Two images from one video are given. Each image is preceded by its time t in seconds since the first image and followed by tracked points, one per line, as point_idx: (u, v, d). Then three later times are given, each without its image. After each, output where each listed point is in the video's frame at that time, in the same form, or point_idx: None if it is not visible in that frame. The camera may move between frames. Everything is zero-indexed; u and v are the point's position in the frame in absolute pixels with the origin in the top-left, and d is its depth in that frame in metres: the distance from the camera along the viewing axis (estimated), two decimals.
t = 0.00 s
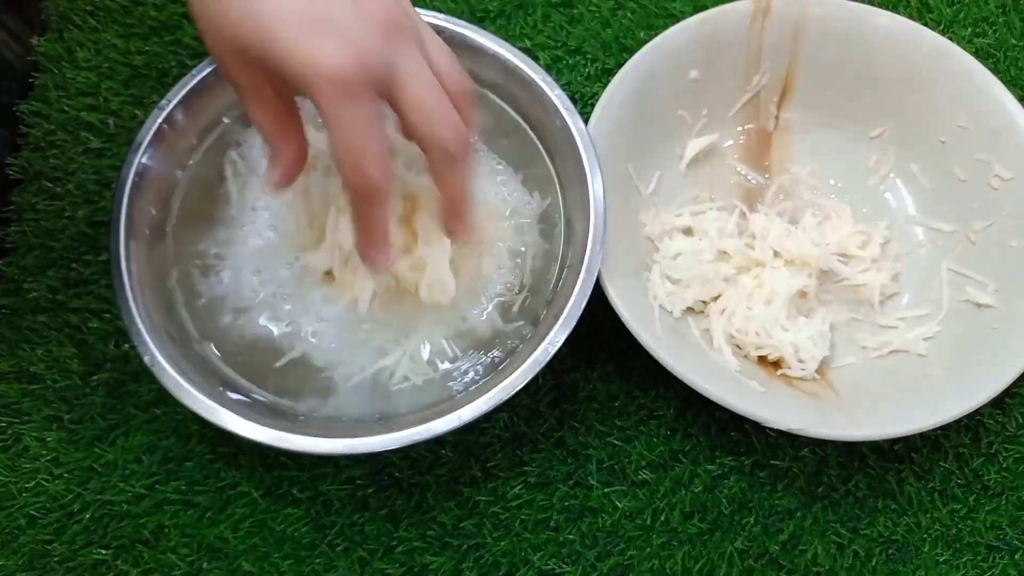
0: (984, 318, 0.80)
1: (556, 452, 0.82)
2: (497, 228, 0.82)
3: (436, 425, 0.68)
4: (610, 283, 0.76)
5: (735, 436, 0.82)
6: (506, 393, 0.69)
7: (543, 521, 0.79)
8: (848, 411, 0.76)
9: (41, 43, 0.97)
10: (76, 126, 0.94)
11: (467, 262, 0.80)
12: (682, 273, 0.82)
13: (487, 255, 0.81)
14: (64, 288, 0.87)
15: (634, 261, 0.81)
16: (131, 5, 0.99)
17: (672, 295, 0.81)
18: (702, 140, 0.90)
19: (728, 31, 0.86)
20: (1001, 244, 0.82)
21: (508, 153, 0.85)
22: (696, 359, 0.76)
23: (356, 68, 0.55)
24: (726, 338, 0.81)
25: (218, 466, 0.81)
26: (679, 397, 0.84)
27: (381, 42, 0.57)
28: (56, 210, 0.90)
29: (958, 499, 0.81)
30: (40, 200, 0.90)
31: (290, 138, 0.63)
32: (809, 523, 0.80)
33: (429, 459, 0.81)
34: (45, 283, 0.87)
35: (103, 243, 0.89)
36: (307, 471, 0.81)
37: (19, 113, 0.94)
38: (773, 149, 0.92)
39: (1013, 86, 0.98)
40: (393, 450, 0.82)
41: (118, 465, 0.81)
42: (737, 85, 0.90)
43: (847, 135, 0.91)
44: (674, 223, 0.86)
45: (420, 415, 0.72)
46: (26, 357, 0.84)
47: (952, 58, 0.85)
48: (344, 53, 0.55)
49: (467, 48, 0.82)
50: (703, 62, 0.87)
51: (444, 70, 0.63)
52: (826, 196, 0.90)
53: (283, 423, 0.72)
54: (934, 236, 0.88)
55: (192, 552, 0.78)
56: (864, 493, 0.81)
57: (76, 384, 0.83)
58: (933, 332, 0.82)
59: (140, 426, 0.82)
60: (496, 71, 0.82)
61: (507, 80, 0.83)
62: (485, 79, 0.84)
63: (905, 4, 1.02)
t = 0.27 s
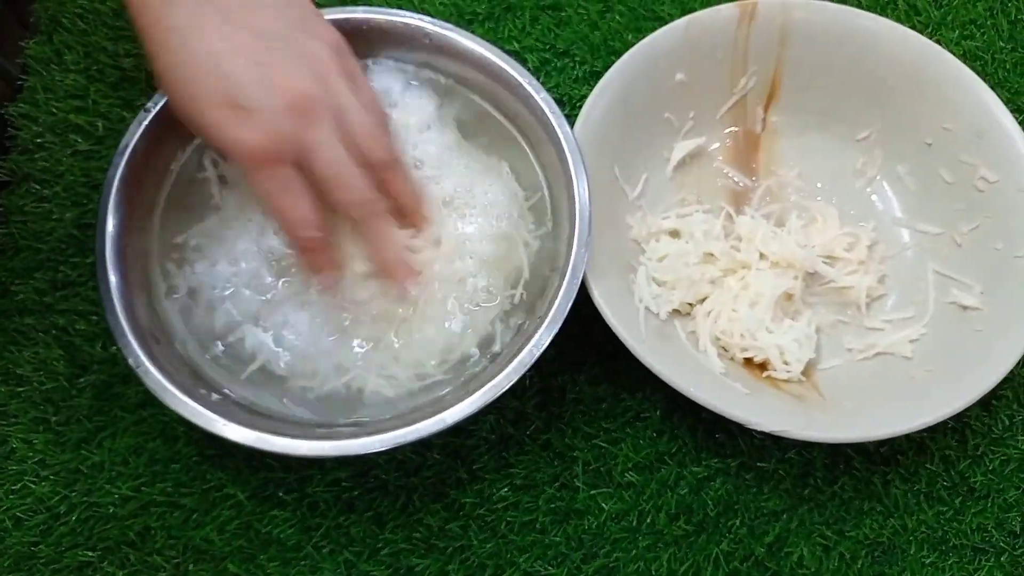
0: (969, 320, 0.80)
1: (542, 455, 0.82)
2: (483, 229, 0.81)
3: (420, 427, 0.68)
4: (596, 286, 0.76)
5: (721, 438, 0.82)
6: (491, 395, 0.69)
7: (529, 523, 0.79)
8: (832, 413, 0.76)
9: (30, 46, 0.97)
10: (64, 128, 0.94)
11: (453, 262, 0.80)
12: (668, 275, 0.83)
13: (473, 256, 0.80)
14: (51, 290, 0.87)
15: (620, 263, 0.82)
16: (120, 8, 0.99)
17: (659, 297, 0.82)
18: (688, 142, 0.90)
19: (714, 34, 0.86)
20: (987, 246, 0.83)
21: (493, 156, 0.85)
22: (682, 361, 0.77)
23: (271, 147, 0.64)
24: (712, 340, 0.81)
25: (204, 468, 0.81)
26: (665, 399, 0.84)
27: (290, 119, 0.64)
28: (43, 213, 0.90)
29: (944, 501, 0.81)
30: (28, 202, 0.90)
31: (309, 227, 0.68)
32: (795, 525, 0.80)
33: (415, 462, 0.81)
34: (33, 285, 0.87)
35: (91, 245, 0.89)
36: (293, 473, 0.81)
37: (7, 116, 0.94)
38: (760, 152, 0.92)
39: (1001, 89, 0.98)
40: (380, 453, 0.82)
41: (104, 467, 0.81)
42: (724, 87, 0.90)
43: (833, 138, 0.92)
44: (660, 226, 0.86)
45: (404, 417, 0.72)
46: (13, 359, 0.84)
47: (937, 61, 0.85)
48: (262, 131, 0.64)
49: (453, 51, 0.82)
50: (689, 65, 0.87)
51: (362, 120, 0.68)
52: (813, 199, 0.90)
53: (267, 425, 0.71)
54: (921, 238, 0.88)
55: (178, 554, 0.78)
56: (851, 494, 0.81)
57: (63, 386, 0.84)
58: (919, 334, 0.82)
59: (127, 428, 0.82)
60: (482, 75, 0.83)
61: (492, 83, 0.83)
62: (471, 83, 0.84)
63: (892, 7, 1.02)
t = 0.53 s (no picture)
0: (960, 324, 0.81)
1: (534, 456, 0.82)
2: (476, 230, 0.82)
3: (410, 426, 0.68)
4: (587, 287, 0.77)
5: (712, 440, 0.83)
6: (481, 394, 0.70)
7: (520, 524, 0.80)
8: (823, 415, 0.76)
9: (28, 46, 0.97)
10: (62, 128, 0.94)
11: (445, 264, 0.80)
12: (660, 277, 0.83)
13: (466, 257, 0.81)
14: (47, 289, 0.88)
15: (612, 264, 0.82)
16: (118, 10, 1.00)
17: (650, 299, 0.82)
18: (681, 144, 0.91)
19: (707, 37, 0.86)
20: (978, 250, 0.83)
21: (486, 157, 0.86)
22: (673, 363, 0.77)
23: (281, 159, 0.63)
24: (704, 342, 0.81)
25: (197, 467, 0.81)
26: (657, 401, 0.84)
27: (296, 130, 0.64)
28: (40, 212, 0.91)
29: (936, 505, 0.81)
30: (25, 202, 0.91)
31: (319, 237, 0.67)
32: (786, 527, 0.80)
33: (407, 462, 0.82)
34: (29, 284, 0.88)
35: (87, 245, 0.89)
36: (285, 472, 0.81)
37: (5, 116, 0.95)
38: (753, 154, 0.93)
39: (995, 93, 0.99)
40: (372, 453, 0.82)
41: (97, 465, 0.81)
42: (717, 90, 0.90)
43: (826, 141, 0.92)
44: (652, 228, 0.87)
45: (395, 417, 0.72)
46: (8, 358, 0.85)
47: (928, 65, 0.85)
48: (266, 143, 0.63)
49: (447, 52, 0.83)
50: (682, 67, 0.87)
51: (368, 117, 0.67)
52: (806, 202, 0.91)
53: (258, 423, 0.72)
54: (913, 242, 0.88)
55: (170, 552, 0.79)
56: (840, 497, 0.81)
57: (57, 384, 0.84)
58: (911, 337, 0.82)
59: (121, 426, 0.83)
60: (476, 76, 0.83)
61: (485, 84, 0.83)
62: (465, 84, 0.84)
63: (887, 11, 1.03)
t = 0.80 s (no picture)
0: (961, 328, 0.80)
1: (530, 459, 0.81)
2: (472, 232, 0.81)
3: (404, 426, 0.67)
4: (585, 289, 0.76)
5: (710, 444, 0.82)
6: (476, 395, 0.69)
7: (515, 528, 0.79)
8: (821, 419, 0.75)
9: (27, 46, 0.97)
10: (58, 128, 0.94)
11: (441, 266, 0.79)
12: (658, 280, 0.82)
13: (462, 259, 0.80)
14: (41, 289, 0.87)
15: (610, 267, 0.81)
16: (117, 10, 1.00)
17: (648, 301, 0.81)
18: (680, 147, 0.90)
19: (707, 39, 0.86)
20: (979, 254, 0.82)
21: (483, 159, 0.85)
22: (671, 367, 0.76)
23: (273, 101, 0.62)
24: (702, 345, 0.81)
25: (190, 469, 0.81)
26: (654, 405, 0.83)
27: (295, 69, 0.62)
28: (35, 211, 0.90)
29: (936, 511, 0.80)
30: (20, 201, 0.91)
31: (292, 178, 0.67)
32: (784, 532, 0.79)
33: (402, 465, 0.81)
34: (23, 283, 0.87)
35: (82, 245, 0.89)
36: (279, 474, 0.80)
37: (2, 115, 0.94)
38: (753, 157, 0.92)
39: (996, 97, 0.98)
40: (366, 455, 0.81)
41: (89, 466, 0.81)
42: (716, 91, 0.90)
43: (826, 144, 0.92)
44: (651, 231, 0.86)
45: (389, 419, 0.71)
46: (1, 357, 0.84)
47: (928, 67, 0.85)
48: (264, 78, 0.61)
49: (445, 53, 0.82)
50: (682, 70, 0.87)
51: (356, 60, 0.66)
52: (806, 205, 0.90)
53: (250, 424, 0.71)
54: (914, 246, 0.88)
55: (161, 555, 0.78)
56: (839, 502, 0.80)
57: (50, 384, 0.83)
58: (911, 341, 0.81)
59: (114, 427, 0.82)
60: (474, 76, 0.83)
61: (484, 85, 0.83)
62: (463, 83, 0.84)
63: (888, 15, 1.02)
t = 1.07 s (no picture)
0: (958, 324, 0.79)
1: (521, 458, 0.80)
2: (463, 227, 0.80)
3: (393, 425, 0.66)
4: (578, 286, 0.75)
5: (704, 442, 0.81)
6: (466, 393, 0.68)
7: (507, 528, 0.78)
8: (817, 416, 0.74)
9: (9, 39, 0.96)
10: (41, 123, 0.92)
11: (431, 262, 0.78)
12: (651, 276, 0.81)
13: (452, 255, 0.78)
14: (24, 286, 0.85)
15: (603, 264, 0.80)
16: (102, 3, 0.98)
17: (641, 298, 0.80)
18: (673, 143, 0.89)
19: (700, 32, 0.85)
20: (976, 249, 0.81)
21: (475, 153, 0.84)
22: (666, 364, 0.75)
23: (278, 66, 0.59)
24: (696, 342, 0.79)
25: (176, 469, 0.79)
26: (648, 403, 0.82)
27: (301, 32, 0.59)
28: (17, 207, 0.88)
29: (933, 509, 0.79)
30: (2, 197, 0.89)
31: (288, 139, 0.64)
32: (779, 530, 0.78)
33: (391, 464, 0.80)
34: (5, 281, 0.85)
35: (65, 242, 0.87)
36: (267, 474, 0.79)
37: None
38: (747, 152, 0.91)
39: (992, 91, 0.97)
40: (355, 455, 0.80)
41: (73, 467, 0.79)
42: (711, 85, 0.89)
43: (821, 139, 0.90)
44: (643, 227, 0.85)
45: (377, 417, 0.70)
46: None
47: (924, 61, 0.84)
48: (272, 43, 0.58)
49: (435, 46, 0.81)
50: (675, 63, 0.86)
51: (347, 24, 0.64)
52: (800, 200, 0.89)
53: (235, 424, 0.69)
54: (910, 241, 0.87)
55: (145, 557, 0.76)
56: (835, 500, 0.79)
57: (33, 384, 0.82)
58: (908, 337, 0.80)
59: (98, 427, 0.80)
60: (466, 68, 0.82)
61: (474, 78, 0.82)
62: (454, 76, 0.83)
63: (883, 9, 1.01)
